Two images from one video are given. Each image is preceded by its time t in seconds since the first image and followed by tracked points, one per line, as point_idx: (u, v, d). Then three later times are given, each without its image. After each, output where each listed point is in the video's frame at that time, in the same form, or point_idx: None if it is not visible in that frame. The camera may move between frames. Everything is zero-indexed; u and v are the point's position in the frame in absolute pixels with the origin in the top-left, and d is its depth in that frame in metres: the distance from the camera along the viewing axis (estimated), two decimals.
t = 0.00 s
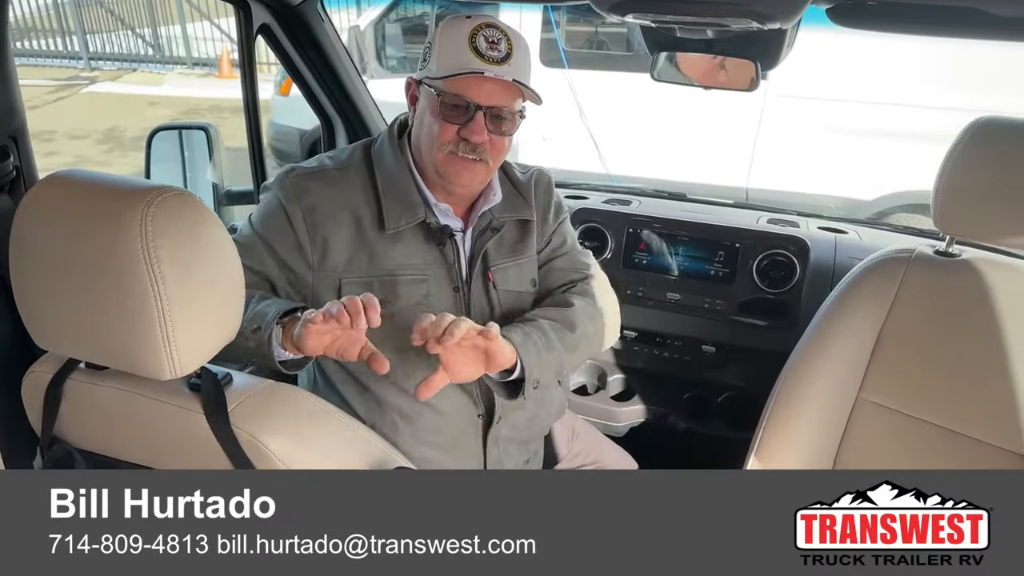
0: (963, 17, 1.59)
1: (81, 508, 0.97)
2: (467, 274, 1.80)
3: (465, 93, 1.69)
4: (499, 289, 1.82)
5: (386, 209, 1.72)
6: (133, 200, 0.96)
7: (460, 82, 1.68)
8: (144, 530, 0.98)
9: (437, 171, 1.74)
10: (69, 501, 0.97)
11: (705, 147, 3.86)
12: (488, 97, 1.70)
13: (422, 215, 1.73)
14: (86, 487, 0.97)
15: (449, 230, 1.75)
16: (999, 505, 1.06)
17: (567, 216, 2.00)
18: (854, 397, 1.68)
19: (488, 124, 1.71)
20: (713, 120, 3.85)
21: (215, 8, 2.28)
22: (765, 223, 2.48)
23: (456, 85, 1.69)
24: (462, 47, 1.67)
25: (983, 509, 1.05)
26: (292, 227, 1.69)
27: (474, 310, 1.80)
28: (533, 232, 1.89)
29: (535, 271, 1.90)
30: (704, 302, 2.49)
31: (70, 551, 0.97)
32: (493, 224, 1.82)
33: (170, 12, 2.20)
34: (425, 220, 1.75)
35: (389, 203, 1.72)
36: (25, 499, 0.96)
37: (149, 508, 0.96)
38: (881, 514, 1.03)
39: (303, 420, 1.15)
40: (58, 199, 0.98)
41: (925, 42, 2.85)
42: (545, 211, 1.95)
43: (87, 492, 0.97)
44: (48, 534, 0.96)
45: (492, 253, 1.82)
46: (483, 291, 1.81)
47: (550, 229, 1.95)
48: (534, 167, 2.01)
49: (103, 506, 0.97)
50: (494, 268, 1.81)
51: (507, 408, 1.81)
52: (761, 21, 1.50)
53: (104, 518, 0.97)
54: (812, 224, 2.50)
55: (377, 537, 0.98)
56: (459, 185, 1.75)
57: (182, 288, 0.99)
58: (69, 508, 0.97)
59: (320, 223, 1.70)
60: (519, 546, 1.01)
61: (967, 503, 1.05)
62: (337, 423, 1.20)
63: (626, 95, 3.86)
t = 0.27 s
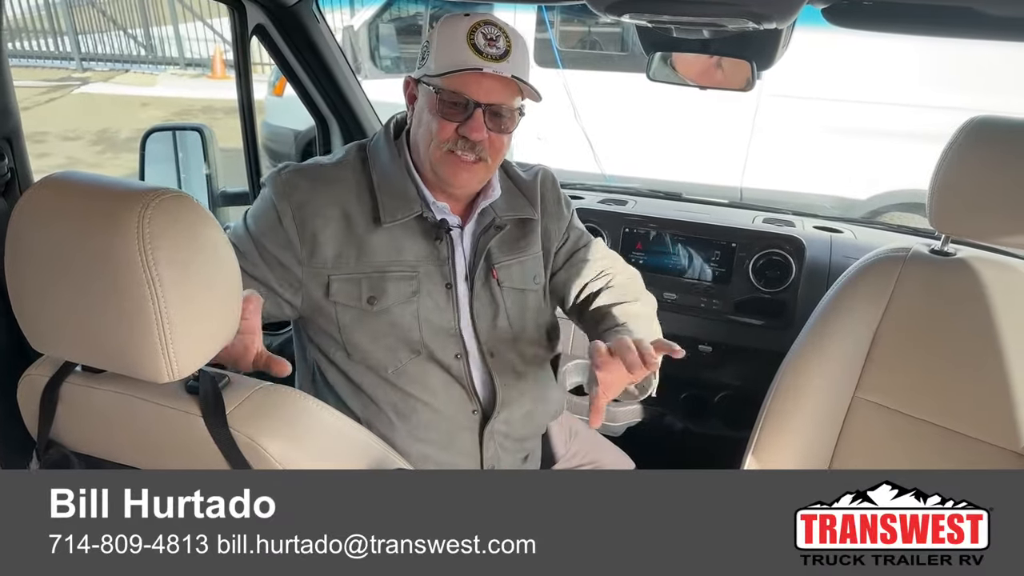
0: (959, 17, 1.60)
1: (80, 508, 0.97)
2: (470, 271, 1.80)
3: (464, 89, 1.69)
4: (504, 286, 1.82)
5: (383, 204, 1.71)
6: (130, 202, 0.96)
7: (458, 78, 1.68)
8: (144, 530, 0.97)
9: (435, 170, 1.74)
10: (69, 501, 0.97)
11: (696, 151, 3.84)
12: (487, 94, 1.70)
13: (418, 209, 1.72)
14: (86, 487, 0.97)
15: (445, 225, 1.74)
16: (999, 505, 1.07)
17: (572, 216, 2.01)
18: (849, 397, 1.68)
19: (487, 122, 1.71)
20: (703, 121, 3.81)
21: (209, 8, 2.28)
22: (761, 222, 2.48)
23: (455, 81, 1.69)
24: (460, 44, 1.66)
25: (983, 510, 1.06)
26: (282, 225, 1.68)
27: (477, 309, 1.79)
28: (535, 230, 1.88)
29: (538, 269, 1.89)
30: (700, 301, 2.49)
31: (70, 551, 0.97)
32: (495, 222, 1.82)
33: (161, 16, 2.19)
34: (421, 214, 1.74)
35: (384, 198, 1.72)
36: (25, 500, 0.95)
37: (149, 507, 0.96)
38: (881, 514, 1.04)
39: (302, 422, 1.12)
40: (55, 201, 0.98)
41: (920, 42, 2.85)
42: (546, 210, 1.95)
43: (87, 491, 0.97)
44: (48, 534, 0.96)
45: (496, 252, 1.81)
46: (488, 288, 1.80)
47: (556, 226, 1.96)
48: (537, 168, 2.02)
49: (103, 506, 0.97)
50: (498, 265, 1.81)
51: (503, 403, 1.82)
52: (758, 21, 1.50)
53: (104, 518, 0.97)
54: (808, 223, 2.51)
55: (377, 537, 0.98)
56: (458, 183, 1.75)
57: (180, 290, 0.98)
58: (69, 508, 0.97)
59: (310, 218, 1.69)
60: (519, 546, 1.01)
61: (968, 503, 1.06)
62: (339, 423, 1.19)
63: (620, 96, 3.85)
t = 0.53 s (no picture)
0: (954, 16, 1.60)
1: (80, 508, 0.97)
2: (473, 269, 1.80)
3: (461, 83, 1.70)
4: (506, 285, 1.81)
5: (382, 201, 1.71)
6: (128, 203, 0.95)
7: (455, 70, 1.69)
8: (144, 530, 0.98)
9: (433, 166, 1.74)
10: (69, 501, 0.97)
11: (693, 147, 3.84)
12: (484, 87, 1.71)
13: (416, 207, 1.72)
14: (86, 487, 0.98)
15: (444, 222, 1.74)
16: (999, 505, 1.08)
17: (573, 217, 2.01)
18: (846, 396, 1.68)
19: (484, 116, 1.72)
20: (701, 120, 3.82)
21: (202, 9, 2.28)
22: (757, 222, 2.49)
23: (453, 74, 1.70)
24: (458, 41, 1.66)
25: (983, 510, 1.07)
26: (278, 224, 1.67)
27: (480, 308, 1.78)
28: (535, 230, 1.88)
29: (541, 269, 1.88)
30: (697, 301, 2.49)
31: (70, 551, 0.97)
32: (498, 220, 1.82)
33: (155, 12, 2.18)
34: (418, 212, 1.74)
35: (383, 195, 1.72)
36: (25, 500, 0.96)
37: (149, 507, 0.96)
38: (881, 514, 1.05)
39: (301, 424, 1.11)
40: (51, 203, 0.97)
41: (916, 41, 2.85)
42: (546, 210, 1.94)
43: (87, 491, 0.98)
44: (48, 534, 0.96)
45: (499, 251, 1.81)
46: (490, 286, 1.80)
47: (561, 226, 1.96)
48: (539, 170, 2.02)
49: (103, 506, 0.97)
50: (501, 264, 1.81)
51: (502, 400, 1.82)
52: (754, 20, 1.51)
53: (104, 518, 0.97)
54: (803, 223, 2.51)
55: (377, 537, 0.98)
56: (456, 179, 1.74)
57: (177, 292, 0.98)
58: (69, 508, 0.97)
59: (305, 217, 1.68)
60: (519, 546, 1.00)
61: (967, 503, 1.07)
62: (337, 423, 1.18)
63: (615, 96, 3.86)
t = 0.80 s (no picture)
0: (950, 15, 1.60)
1: (80, 508, 0.97)
2: (471, 268, 1.80)
3: (461, 78, 1.70)
4: (505, 284, 1.81)
5: (381, 200, 1.71)
6: (127, 204, 0.95)
7: (455, 65, 1.69)
8: (144, 530, 0.97)
9: (432, 163, 1.73)
10: (69, 501, 0.97)
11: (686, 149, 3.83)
12: (484, 84, 1.71)
13: (414, 205, 1.72)
14: (86, 487, 0.98)
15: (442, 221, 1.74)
16: (999, 505, 1.08)
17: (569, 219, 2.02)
18: (843, 395, 1.69)
19: (484, 113, 1.72)
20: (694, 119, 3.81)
21: (195, 9, 2.28)
22: (752, 221, 2.49)
23: (452, 70, 1.70)
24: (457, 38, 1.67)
25: (983, 510, 1.08)
26: (276, 222, 1.67)
27: (480, 308, 1.78)
28: (533, 231, 1.89)
29: (538, 268, 1.88)
30: (693, 300, 2.49)
31: (70, 551, 0.97)
32: (496, 219, 1.82)
33: (147, 12, 2.18)
34: (417, 210, 1.73)
35: (382, 194, 1.72)
36: (25, 500, 0.96)
37: (149, 507, 0.96)
38: (881, 514, 1.05)
39: (301, 424, 1.11)
40: (50, 205, 0.97)
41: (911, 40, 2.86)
42: (544, 211, 1.94)
43: (87, 491, 0.97)
44: (48, 534, 0.97)
45: (498, 250, 1.81)
46: (489, 285, 1.80)
47: (558, 227, 1.96)
48: (537, 173, 2.02)
49: (103, 506, 0.97)
50: (500, 263, 1.81)
51: (501, 398, 1.82)
52: (751, 20, 1.51)
53: (104, 518, 0.97)
54: (799, 221, 2.52)
55: (377, 537, 0.98)
56: (456, 176, 1.74)
57: (177, 293, 0.97)
58: (69, 508, 0.97)
59: (304, 215, 1.68)
60: (519, 546, 1.00)
61: (968, 503, 1.08)
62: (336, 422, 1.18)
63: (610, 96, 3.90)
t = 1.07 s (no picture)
0: (942, 14, 1.61)
1: (80, 508, 0.97)
2: (468, 268, 1.80)
3: (457, 77, 1.70)
4: (501, 284, 1.81)
5: (377, 201, 1.71)
6: (125, 206, 0.94)
7: (451, 64, 1.69)
8: (144, 530, 0.98)
9: (427, 161, 1.73)
10: (69, 501, 0.98)
11: (681, 146, 3.86)
12: (480, 82, 1.71)
13: (410, 205, 1.72)
14: (86, 487, 0.98)
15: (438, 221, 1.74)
16: (999, 505, 1.08)
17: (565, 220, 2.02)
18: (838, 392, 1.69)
19: (479, 112, 1.72)
20: (691, 119, 3.83)
21: (187, 10, 2.25)
22: (746, 220, 2.50)
23: (449, 69, 1.70)
24: (455, 38, 1.67)
25: (983, 510, 1.08)
26: (273, 222, 1.66)
27: (477, 307, 1.78)
28: (529, 231, 1.88)
29: (535, 268, 1.88)
30: (688, 299, 2.50)
31: (70, 550, 0.97)
32: (492, 219, 1.82)
33: (138, 13, 2.16)
34: (413, 210, 1.73)
35: (377, 194, 1.71)
36: (25, 500, 0.96)
37: (149, 507, 0.96)
38: (881, 514, 1.06)
39: (300, 425, 1.10)
40: (47, 206, 0.96)
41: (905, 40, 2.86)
42: (540, 211, 1.94)
43: (87, 491, 0.98)
44: (48, 534, 0.97)
45: (494, 250, 1.81)
46: (486, 284, 1.79)
47: (554, 227, 1.95)
48: (533, 173, 2.01)
49: (103, 506, 0.98)
50: (496, 263, 1.81)
51: (498, 397, 1.82)
52: (745, 20, 1.51)
53: (104, 518, 0.98)
54: (792, 220, 2.52)
55: (377, 537, 0.97)
56: (451, 174, 1.73)
57: (176, 294, 0.97)
58: (69, 508, 0.98)
59: (300, 215, 1.68)
60: (519, 546, 1.01)
61: (968, 503, 1.08)
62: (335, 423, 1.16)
63: (605, 97, 3.90)
